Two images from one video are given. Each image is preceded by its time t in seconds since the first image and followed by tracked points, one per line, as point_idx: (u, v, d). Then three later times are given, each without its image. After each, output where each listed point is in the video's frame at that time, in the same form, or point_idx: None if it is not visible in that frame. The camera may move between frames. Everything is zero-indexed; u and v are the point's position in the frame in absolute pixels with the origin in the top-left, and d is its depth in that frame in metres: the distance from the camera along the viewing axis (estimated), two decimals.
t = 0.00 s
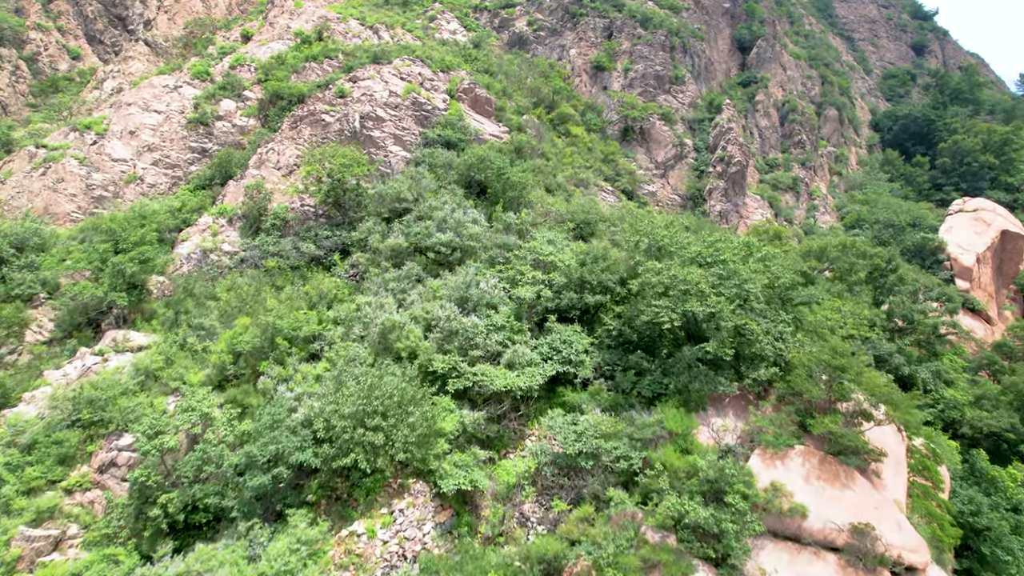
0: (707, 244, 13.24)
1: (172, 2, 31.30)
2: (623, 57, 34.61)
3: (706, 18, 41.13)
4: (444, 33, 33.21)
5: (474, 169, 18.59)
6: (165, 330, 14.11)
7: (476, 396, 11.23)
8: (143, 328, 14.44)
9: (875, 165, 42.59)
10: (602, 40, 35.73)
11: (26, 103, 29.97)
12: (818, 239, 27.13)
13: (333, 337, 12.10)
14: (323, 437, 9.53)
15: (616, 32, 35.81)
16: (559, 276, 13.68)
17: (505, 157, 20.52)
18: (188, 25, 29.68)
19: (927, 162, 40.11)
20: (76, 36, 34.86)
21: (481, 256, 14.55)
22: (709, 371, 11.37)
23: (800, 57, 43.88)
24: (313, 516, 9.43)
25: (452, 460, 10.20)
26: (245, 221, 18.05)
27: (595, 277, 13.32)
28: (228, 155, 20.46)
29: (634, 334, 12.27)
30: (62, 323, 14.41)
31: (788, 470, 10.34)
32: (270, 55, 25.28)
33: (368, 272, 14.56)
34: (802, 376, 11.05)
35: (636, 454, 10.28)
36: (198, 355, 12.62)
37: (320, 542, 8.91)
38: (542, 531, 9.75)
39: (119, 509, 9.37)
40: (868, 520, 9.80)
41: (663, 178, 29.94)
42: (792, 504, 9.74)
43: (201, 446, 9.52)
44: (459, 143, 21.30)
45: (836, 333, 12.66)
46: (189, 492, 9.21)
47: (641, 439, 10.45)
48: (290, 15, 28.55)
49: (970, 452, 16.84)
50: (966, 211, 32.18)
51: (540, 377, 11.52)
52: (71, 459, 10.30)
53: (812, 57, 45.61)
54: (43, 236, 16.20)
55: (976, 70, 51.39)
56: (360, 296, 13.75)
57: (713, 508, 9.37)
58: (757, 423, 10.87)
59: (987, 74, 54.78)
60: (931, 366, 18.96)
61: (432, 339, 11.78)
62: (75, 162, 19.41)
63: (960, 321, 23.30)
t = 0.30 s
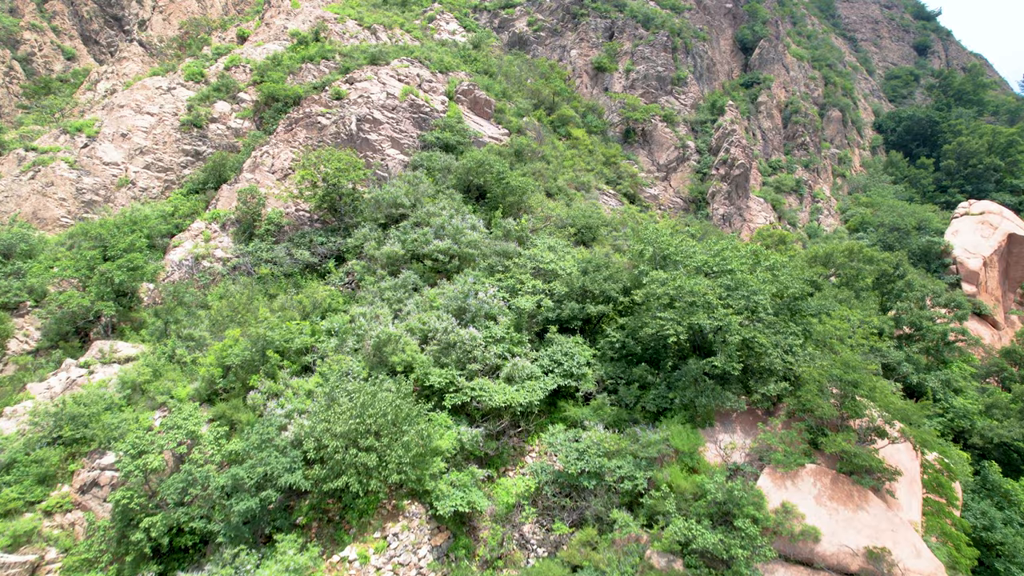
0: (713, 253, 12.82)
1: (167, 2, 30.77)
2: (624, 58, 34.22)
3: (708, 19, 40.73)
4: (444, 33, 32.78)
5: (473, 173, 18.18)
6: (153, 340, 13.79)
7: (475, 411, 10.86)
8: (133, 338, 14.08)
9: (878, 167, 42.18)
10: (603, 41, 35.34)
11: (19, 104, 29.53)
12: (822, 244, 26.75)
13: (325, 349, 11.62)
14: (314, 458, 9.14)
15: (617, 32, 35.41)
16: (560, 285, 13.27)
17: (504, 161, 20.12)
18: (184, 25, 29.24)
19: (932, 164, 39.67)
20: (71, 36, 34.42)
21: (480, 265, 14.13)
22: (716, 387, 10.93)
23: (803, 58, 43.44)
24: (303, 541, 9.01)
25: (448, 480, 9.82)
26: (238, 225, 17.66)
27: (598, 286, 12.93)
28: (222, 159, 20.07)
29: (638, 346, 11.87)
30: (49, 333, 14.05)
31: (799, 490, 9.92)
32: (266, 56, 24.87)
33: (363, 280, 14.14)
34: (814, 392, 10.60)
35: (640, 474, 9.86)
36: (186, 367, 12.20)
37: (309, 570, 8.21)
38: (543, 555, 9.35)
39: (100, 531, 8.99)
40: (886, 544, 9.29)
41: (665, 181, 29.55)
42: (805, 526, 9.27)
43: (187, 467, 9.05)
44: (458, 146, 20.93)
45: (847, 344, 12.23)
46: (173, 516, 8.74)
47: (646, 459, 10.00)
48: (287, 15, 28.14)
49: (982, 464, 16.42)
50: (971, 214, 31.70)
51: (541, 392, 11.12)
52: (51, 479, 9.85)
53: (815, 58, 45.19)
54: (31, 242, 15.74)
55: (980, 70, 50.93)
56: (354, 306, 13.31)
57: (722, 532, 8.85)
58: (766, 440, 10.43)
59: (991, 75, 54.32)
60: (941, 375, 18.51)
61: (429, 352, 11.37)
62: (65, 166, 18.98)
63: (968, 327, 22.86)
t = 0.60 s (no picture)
0: (720, 262, 12.41)
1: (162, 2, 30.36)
2: (626, 59, 33.84)
3: (710, 19, 40.35)
4: (443, 34, 32.40)
5: (471, 177, 17.70)
6: (142, 352, 13.34)
7: (473, 428, 10.44)
8: (121, 349, 13.71)
9: (881, 169, 41.79)
10: (604, 42, 34.97)
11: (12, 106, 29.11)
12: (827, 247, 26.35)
13: (318, 363, 11.20)
14: (303, 480, 8.70)
15: (618, 33, 35.03)
16: (561, 294, 12.87)
17: (504, 164, 19.71)
18: (179, 26, 28.82)
19: (936, 166, 39.24)
20: (66, 37, 34.03)
21: (478, 273, 13.73)
22: (723, 402, 10.48)
23: (806, 58, 43.02)
24: (293, 566, 8.62)
25: (445, 501, 9.38)
26: (232, 231, 17.25)
27: (600, 296, 12.53)
28: (215, 162, 19.66)
29: (642, 359, 11.45)
30: (35, 342, 13.64)
31: (811, 512, 9.49)
32: (262, 57, 24.46)
33: (358, 289, 13.72)
34: (826, 408, 10.17)
35: (646, 495, 9.43)
36: (175, 380, 11.76)
37: None
38: None
39: (79, 557, 8.51)
40: (901, 570, 8.89)
41: (667, 184, 29.17)
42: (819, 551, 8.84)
43: (170, 490, 8.67)
44: (457, 149, 20.53)
45: (859, 356, 11.80)
46: (155, 542, 8.33)
47: (652, 479, 9.55)
48: (284, 16, 27.75)
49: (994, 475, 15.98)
50: (977, 217, 31.22)
51: (542, 407, 10.71)
52: (29, 499, 9.42)
53: (818, 58, 44.76)
54: (18, 249, 15.34)
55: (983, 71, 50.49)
56: (349, 316, 12.89)
57: (732, 558, 8.41)
58: (777, 459, 9.98)
59: (995, 75, 53.87)
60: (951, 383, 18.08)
61: (425, 365, 10.95)
62: (54, 169, 18.57)
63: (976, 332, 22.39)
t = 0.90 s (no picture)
0: (727, 272, 12.00)
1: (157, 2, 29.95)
2: (627, 60, 33.44)
3: (712, 19, 39.93)
4: (442, 34, 32.01)
5: (470, 182, 17.34)
6: (130, 363, 12.94)
7: (471, 446, 10.03)
8: (110, 359, 13.30)
9: (885, 171, 41.35)
10: (605, 42, 34.56)
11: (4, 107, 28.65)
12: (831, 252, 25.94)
13: (310, 377, 10.78)
14: (293, 505, 8.29)
15: (619, 34, 34.66)
16: (563, 305, 12.46)
17: (503, 168, 19.31)
18: (174, 26, 28.43)
19: (941, 168, 38.80)
20: (61, 37, 33.62)
21: (477, 281, 13.31)
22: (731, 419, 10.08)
23: (809, 59, 42.63)
24: None
25: (441, 524, 9.00)
26: (225, 237, 16.84)
27: (603, 306, 12.10)
28: (209, 166, 19.25)
29: (647, 373, 11.04)
30: (20, 353, 13.22)
31: (824, 536, 9.10)
32: (258, 58, 24.04)
33: (353, 298, 13.34)
34: (839, 426, 9.76)
35: (652, 518, 8.99)
36: (163, 394, 11.34)
37: None
38: None
39: None
40: None
41: (669, 187, 28.78)
42: None
43: (153, 515, 8.27)
44: (456, 153, 20.14)
45: (870, 369, 11.40)
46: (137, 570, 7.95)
47: (658, 501, 9.13)
48: (280, 16, 27.33)
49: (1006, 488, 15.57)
50: (983, 220, 30.79)
51: (543, 424, 10.31)
52: (7, 522, 9.02)
53: (821, 59, 44.32)
54: (5, 255, 14.91)
55: (987, 71, 50.03)
56: (343, 327, 12.48)
57: None
58: (788, 479, 9.53)
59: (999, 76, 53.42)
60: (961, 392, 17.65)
61: (421, 380, 10.53)
62: (44, 173, 18.15)
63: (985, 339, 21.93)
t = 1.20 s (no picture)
0: (734, 282, 11.59)
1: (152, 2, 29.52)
2: (629, 60, 33.03)
3: (714, 20, 39.52)
4: (441, 35, 31.58)
5: (470, 186, 16.92)
6: (117, 375, 12.50)
7: (470, 465, 9.64)
8: (97, 371, 12.91)
9: (889, 172, 40.93)
10: (607, 43, 34.15)
11: None
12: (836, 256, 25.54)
13: (302, 393, 10.36)
14: (281, 531, 7.87)
15: (621, 34, 34.26)
16: (564, 315, 12.05)
17: (503, 172, 18.91)
18: (170, 27, 28.02)
19: (945, 170, 38.39)
20: (56, 38, 33.20)
21: (476, 291, 12.89)
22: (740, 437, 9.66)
23: (811, 60, 42.22)
24: None
25: (438, 549, 8.54)
26: (218, 243, 16.44)
27: (606, 317, 11.68)
28: (202, 170, 18.82)
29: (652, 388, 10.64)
30: (4, 364, 12.75)
31: (839, 561, 8.71)
32: (254, 59, 23.65)
33: (348, 308, 12.95)
34: (852, 445, 9.37)
35: (658, 542, 8.57)
36: (150, 408, 10.92)
37: None
38: None
39: None
40: None
41: (671, 190, 28.36)
42: None
43: (133, 543, 7.87)
44: (454, 156, 19.73)
45: (882, 383, 11.00)
46: None
47: (664, 524, 8.72)
48: (277, 16, 26.92)
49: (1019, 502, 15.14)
50: (989, 223, 30.39)
51: (544, 442, 9.92)
52: None
53: (824, 59, 43.88)
54: None
55: (991, 72, 49.61)
56: (337, 339, 12.08)
57: None
58: (800, 499, 9.07)
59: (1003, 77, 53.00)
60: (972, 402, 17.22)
61: (418, 396, 10.13)
62: (34, 178, 17.77)
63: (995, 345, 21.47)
